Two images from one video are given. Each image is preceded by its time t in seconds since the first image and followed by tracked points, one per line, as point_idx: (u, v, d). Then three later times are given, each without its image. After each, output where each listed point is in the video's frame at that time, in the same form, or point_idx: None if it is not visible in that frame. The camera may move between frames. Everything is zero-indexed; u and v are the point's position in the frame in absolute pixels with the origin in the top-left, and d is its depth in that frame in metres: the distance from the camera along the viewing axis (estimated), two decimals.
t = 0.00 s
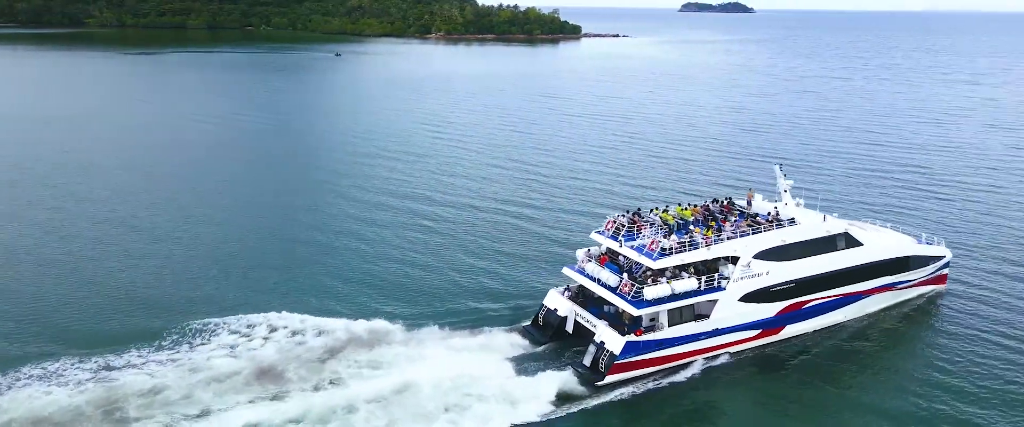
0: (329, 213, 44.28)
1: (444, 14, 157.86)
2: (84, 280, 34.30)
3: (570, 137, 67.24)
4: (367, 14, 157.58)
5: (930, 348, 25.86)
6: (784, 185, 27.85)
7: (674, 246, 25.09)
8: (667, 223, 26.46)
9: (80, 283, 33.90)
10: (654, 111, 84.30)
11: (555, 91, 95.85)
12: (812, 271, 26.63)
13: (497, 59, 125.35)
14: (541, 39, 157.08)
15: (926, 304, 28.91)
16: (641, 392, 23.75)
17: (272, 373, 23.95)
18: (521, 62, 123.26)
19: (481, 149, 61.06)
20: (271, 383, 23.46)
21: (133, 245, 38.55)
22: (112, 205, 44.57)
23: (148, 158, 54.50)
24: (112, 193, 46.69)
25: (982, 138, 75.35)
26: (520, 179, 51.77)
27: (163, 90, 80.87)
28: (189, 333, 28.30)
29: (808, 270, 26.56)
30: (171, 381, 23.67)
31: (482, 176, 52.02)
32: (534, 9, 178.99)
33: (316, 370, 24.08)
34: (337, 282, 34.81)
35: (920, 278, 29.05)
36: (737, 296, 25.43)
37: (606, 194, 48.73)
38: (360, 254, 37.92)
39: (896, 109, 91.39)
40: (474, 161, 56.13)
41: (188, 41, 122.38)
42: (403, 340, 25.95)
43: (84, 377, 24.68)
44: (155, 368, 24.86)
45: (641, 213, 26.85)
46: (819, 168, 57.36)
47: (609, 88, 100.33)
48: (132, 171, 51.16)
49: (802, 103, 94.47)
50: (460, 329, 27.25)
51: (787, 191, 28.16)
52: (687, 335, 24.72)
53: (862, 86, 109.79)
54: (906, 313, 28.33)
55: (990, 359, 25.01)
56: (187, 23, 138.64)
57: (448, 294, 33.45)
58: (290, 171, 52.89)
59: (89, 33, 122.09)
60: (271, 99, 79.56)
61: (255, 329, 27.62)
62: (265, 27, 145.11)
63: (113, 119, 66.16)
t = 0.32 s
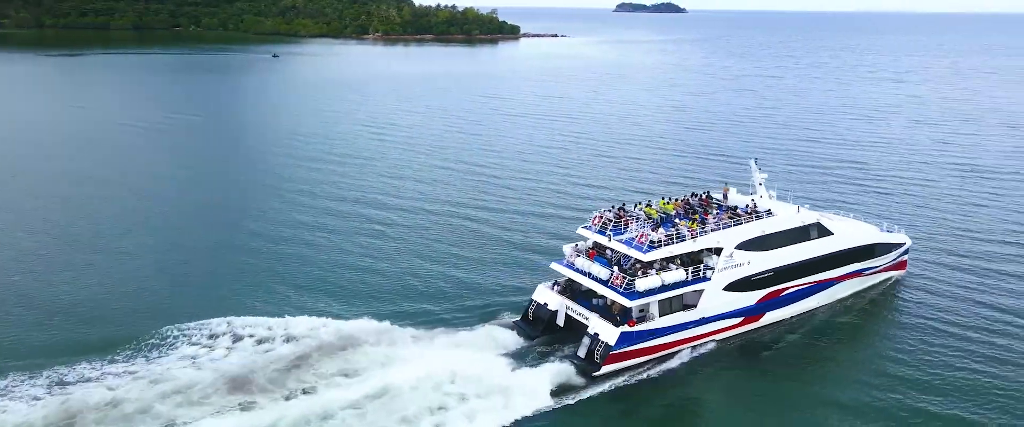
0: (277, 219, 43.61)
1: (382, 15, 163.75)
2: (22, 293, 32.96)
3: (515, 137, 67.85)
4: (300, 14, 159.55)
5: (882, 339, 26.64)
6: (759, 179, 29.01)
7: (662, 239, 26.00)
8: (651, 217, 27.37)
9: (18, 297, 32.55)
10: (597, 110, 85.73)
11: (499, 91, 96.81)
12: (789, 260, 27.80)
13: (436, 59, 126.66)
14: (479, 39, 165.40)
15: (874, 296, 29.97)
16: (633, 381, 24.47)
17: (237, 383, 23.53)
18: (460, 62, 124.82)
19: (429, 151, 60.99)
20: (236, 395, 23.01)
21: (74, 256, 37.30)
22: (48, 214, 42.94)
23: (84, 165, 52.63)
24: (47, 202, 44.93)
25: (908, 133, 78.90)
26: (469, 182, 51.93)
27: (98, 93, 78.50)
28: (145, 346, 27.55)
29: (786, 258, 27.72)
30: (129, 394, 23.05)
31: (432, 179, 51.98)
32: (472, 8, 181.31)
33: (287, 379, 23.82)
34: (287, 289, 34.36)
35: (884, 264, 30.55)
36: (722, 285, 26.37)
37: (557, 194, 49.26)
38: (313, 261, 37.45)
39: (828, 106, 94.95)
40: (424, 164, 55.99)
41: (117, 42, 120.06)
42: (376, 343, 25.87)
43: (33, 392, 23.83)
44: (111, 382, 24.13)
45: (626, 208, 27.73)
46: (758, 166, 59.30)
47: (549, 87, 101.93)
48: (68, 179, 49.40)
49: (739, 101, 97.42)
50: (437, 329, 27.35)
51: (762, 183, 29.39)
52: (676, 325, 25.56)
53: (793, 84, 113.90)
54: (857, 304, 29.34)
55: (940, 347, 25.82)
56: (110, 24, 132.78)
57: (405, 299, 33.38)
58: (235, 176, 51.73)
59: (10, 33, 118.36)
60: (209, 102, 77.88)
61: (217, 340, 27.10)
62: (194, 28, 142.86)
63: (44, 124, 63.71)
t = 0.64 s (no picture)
0: (216, 226, 42.51)
1: (311, 15, 162.26)
2: None
3: (457, 138, 67.96)
4: (225, 15, 156.65)
5: (838, 331, 26.80)
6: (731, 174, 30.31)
7: (647, 231, 26.66)
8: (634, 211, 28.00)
9: None
10: (536, 110, 86.61)
11: (438, 92, 96.86)
12: (762, 249, 28.84)
13: (370, 60, 126.06)
14: (410, 39, 164.85)
15: (826, 287, 30.67)
16: (623, 370, 24.94)
17: (200, 398, 22.92)
18: (395, 63, 124.61)
19: (372, 154, 60.58)
20: (200, 409, 22.41)
21: (5, 271, 35.62)
22: None
23: (9, 175, 50.32)
24: None
25: (835, 129, 82.18)
26: (415, 185, 51.79)
27: (20, 98, 75.29)
28: (93, 363, 26.52)
29: (760, 247, 28.75)
30: (85, 412, 22.23)
31: (378, 183, 51.65)
32: (405, 9, 181.31)
33: (252, 393, 23.26)
34: (231, 297, 33.60)
35: (846, 250, 31.71)
36: (703, 274, 27.20)
37: (504, 195, 49.48)
38: (259, 271, 36.64)
39: (759, 103, 98.11)
40: (368, 168, 55.54)
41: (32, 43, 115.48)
42: (343, 348, 25.45)
43: None
44: (62, 400, 23.23)
45: (608, 202, 28.29)
46: (695, 164, 61.04)
47: (487, 87, 102.56)
48: None
49: (674, 99, 99.88)
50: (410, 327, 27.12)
51: (733, 176, 30.41)
52: (662, 314, 26.23)
53: (722, 82, 117.47)
54: (806, 299, 29.73)
55: (891, 336, 26.09)
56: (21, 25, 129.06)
57: (357, 307, 33.04)
58: (173, 184, 50.32)
59: None
60: (138, 106, 75.48)
61: (172, 355, 26.25)
62: (112, 29, 138.77)
63: None
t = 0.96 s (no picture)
0: (160, 236, 41.23)
1: (244, 15, 159.90)
2: None
3: (403, 141, 67.68)
4: (154, 14, 153.03)
5: (800, 320, 27.28)
6: (704, 170, 31.44)
7: (630, 226, 27.39)
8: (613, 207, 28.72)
9: None
10: (480, 110, 86.94)
11: (381, 93, 96.33)
12: (735, 240, 29.82)
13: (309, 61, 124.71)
14: (347, 39, 164.07)
15: (785, 280, 31.35)
16: (612, 361, 25.45)
17: (157, 415, 22.20)
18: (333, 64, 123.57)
19: (318, 158, 59.84)
20: None
21: None
22: None
23: None
24: None
25: (773, 127, 84.65)
26: (363, 189, 51.28)
27: None
28: (37, 381, 25.44)
29: (733, 239, 29.74)
30: None
31: (326, 188, 51.00)
32: (341, 8, 179.64)
33: (213, 408, 22.62)
34: (180, 308, 32.61)
35: (809, 240, 32.91)
36: (682, 266, 28.00)
37: (455, 198, 49.38)
38: (208, 280, 35.68)
39: (699, 102, 100.37)
40: (315, 173, 54.81)
41: None
42: (310, 356, 24.95)
43: None
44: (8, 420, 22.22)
45: (588, 198, 28.98)
46: (639, 162, 62.19)
47: (430, 88, 102.51)
48: None
49: (615, 98, 101.39)
50: (380, 329, 26.74)
51: (705, 171, 31.46)
52: (645, 305, 26.89)
53: (661, 81, 119.98)
54: (767, 292, 30.41)
55: (849, 323, 26.64)
56: None
57: (314, 316, 32.53)
58: (110, 192, 48.73)
59: None
60: (67, 111, 72.89)
61: (124, 372, 25.34)
62: (33, 29, 133.91)
63: None
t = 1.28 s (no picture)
0: (92, 248, 39.43)
1: (165, 15, 155.24)
2: None
3: (342, 144, 66.75)
4: (69, 15, 147.24)
5: (757, 318, 27.92)
6: (670, 167, 32.83)
7: (607, 220, 28.41)
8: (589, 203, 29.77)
9: None
10: (417, 112, 86.41)
11: (315, 95, 94.79)
12: (704, 232, 31.04)
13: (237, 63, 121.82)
14: (274, 39, 160.82)
15: (733, 279, 31.91)
16: (592, 354, 26.10)
17: None
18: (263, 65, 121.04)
19: (254, 163, 58.54)
20: None
21: None
22: None
23: None
24: None
25: (707, 125, 86.72)
26: (304, 194, 50.42)
27: None
28: None
29: (702, 230, 30.95)
30: None
31: (265, 194, 49.94)
32: (267, 8, 175.92)
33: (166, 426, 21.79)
34: (117, 322, 31.16)
35: (768, 230, 34.32)
36: (656, 258, 29.00)
37: (400, 201, 49.02)
38: (148, 292, 34.31)
39: (634, 101, 102.19)
40: (252, 179, 53.56)
41: None
42: (267, 369, 24.22)
43: None
44: None
45: (563, 196, 29.99)
46: (579, 162, 62.97)
47: (366, 89, 101.44)
48: None
49: (552, 98, 102.15)
50: (342, 337, 26.18)
51: (671, 166, 32.87)
52: (624, 297, 27.72)
53: (596, 80, 121.64)
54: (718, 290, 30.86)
55: (803, 320, 27.37)
56: None
57: (261, 322, 31.72)
58: (31, 203, 46.62)
59: None
60: None
61: (63, 395, 24.14)
62: None
63: None
